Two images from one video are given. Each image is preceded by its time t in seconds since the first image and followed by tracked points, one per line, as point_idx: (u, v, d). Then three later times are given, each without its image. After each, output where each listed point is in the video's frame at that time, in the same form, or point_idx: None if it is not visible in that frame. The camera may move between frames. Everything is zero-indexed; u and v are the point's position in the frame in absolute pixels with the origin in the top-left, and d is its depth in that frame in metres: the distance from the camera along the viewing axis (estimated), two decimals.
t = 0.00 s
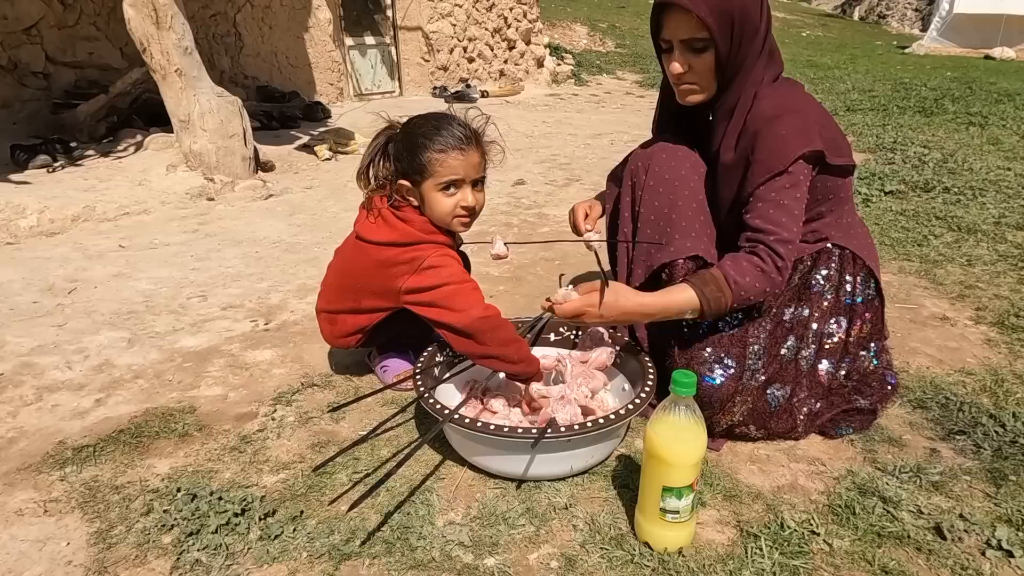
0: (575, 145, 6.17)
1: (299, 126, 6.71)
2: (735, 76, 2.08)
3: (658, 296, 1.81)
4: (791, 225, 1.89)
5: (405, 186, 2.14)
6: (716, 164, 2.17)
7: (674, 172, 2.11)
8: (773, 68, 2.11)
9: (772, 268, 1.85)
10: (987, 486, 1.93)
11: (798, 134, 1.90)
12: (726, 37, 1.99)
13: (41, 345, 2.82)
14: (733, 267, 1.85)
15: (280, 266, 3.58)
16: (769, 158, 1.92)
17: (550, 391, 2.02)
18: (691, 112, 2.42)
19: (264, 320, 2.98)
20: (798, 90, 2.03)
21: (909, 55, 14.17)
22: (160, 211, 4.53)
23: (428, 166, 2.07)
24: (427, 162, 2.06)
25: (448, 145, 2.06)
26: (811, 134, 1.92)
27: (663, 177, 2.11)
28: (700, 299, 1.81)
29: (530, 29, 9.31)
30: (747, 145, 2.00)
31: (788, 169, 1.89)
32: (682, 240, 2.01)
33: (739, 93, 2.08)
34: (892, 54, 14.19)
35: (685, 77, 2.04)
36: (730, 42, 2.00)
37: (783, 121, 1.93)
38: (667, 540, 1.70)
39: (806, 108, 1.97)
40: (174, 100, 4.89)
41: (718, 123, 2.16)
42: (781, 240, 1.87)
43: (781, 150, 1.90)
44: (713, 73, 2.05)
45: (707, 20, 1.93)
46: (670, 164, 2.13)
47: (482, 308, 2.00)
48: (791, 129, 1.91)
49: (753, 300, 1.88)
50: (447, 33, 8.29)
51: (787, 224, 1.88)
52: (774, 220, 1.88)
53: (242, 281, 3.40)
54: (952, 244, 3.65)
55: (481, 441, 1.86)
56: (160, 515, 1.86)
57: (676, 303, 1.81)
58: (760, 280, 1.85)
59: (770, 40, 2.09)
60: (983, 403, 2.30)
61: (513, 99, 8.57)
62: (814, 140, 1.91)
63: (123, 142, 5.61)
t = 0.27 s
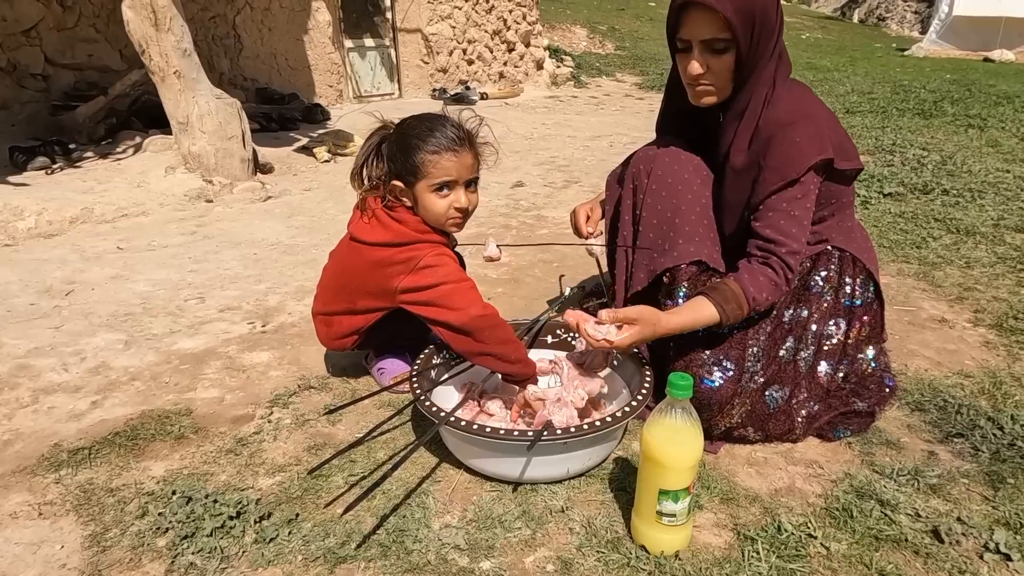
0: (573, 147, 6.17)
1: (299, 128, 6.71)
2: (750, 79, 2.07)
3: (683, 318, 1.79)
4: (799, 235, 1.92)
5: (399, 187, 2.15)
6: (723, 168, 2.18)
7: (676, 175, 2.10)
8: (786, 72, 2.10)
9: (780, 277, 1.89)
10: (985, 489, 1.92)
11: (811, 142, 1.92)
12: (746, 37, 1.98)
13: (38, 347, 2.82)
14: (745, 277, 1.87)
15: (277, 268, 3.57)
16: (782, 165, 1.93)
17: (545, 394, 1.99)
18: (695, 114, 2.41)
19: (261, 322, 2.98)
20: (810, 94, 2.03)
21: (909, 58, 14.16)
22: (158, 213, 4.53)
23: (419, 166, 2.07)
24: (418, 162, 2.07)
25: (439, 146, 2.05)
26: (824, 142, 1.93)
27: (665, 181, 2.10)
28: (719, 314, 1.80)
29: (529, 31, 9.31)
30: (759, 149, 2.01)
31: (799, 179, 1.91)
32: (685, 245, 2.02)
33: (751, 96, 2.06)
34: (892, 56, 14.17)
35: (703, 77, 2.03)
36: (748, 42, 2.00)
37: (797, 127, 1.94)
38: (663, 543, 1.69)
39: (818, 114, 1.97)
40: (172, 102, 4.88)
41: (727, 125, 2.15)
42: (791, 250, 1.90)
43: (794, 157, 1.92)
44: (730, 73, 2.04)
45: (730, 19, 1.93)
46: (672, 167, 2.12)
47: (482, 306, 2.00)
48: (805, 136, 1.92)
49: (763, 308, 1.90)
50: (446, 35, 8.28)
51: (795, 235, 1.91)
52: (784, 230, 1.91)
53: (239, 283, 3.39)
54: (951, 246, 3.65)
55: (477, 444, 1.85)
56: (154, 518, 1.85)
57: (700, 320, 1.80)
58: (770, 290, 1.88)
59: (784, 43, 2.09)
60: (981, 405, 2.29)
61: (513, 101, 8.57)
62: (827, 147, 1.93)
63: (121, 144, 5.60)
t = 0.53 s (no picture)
0: (573, 149, 6.17)
1: (298, 130, 6.72)
2: (753, 82, 2.07)
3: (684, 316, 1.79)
4: (796, 241, 1.93)
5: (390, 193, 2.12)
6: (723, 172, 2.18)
7: (676, 177, 2.10)
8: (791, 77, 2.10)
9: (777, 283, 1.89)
10: (985, 491, 1.92)
11: (813, 148, 1.91)
12: (751, 41, 1.98)
13: (36, 348, 2.81)
14: (744, 280, 1.87)
15: (276, 269, 3.57)
16: (783, 170, 1.93)
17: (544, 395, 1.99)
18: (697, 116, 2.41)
19: (259, 324, 2.97)
20: (814, 100, 2.03)
21: (908, 60, 14.18)
22: (157, 214, 4.52)
23: (421, 177, 2.07)
24: (419, 173, 2.06)
25: (435, 152, 2.05)
26: (825, 148, 1.93)
27: (664, 183, 2.11)
28: (716, 315, 1.80)
29: (529, 33, 9.32)
30: (760, 153, 2.01)
31: (800, 185, 1.91)
32: (684, 247, 2.01)
33: (755, 101, 2.06)
34: (891, 59, 14.19)
35: (707, 81, 2.03)
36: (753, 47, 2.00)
37: (799, 132, 1.93)
38: (661, 544, 1.69)
39: (821, 120, 1.97)
40: (172, 104, 4.89)
41: (730, 129, 2.15)
42: (788, 256, 1.90)
43: (795, 163, 1.91)
44: (734, 78, 2.04)
45: (734, 22, 1.93)
46: (672, 170, 2.12)
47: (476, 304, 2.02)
48: (807, 142, 1.92)
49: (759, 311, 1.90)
50: (446, 37, 8.29)
51: (792, 242, 1.92)
52: (782, 235, 1.91)
53: (238, 284, 3.39)
54: (950, 248, 3.65)
55: (475, 445, 1.85)
56: (151, 519, 1.84)
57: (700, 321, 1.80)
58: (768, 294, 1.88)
59: (788, 49, 2.09)
60: (981, 407, 2.29)
61: (512, 103, 8.57)
62: (828, 154, 1.92)
63: (121, 145, 5.60)
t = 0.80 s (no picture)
0: (574, 151, 6.18)
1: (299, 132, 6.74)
2: (756, 86, 2.07)
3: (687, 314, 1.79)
4: (800, 245, 1.93)
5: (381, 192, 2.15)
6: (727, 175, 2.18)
7: (679, 180, 2.10)
8: (793, 81, 2.11)
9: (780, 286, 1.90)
10: (987, 492, 1.92)
11: (817, 153, 1.92)
12: (753, 44, 1.98)
13: (39, 350, 2.81)
14: (748, 282, 1.87)
15: (278, 271, 3.58)
16: (787, 174, 1.93)
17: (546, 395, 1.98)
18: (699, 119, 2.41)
19: (262, 325, 2.98)
20: (818, 104, 2.04)
21: (909, 62, 14.20)
22: (159, 216, 4.53)
23: (412, 179, 2.11)
24: (413, 172, 2.10)
25: (427, 155, 2.09)
26: (829, 152, 1.93)
27: (668, 187, 2.11)
28: (720, 315, 1.80)
29: (530, 35, 9.34)
30: (763, 158, 2.01)
31: (804, 190, 1.91)
32: (688, 251, 2.01)
33: (756, 105, 2.07)
34: (891, 61, 14.21)
35: (708, 84, 2.03)
36: (755, 50, 2.00)
37: (803, 137, 1.94)
38: (664, 546, 1.69)
39: (825, 124, 1.97)
40: (173, 106, 4.89)
41: (733, 133, 2.16)
42: (791, 260, 1.91)
43: (799, 167, 1.92)
44: (735, 82, 2.05)
45: (737, 27, 1.93)
46: (675, 173, 2.12)
47: (458, 291, 2.04)
48: (811, 147, 1.92)
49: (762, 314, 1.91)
50: (446, 39, 8.30)
51: (796, 245, 1.92)
52: (785, 239, 1.91)
53: (240, 286, 3.40)
54: (951, 250, 3.65)
55: (479, 447, 1.85)
56: (156, 520, 1.84)
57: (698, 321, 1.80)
58: (770, 297, 1.89)
59: (791, 53, 2.10)
60: (983, 409, 2.30)
61: (513, 105, 8.59)
62: (832, 158, 1.93)
63: (122, 147, 5.61)
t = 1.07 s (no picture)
0: (574, 152, 6.18)
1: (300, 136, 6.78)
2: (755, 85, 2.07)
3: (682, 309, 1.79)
4: (798, 247, 1.93)
5: (383, 166, 2.20)
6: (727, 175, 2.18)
7: (678, 182, 2.10)
8: (795, 82, 2.10)
9: (778, 287, 1.90)
10: (988, 495, 1.91)
11: (817, 154, 1.91)
12: (752, 43, 1.98)
13: (38, 352, 2.81)
14: (745, 282, 1.88)
15: (278, 273, 3.58)
16: (786, 175, 1.93)
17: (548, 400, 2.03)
18: (700, 120, 2.41)
19: (261, 327, 2.97)
20: (819, 106, 2.04)
21: (909, 64, 14.21)
22: (159, 217, 4.53)
23: (417, 154, 2.18)
24: (418, 150, 2.18)
25: (435, 136, 2.18)
26: (830, 154, 1.92)
27: (667, 188, 2.11)
28: (716, 314, 1.81)
29: (530, 37, 9.34)
30: (763, 159, 2.01)
31: (804, 191, 1.91)
32: (688, 253, 2.01)
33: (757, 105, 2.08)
34: (892, 63, 14.21)
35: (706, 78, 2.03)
36: (754, 49, 2.00)
37: (803, 138, 1.94)
38: (663, 549, 1.69)
39: (826, 126, 1.97)
40: (174, 107, 4.89)
41: (732, 134, 2.16)
42: (789, 261, 1.91)
43: (799, 169, 1.92)
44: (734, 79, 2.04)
45: (736, 20, 1.93)
46: (675, 174, 2.12)
47: (418, 270, 2.07)
48: (811, 148, 1.92)
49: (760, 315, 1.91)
50: (447, 41, 8.30)
51: (794, 247, 1.92)
52: (783, 241, 1.92)
53: (240, 287, 3.40)
54: (952, 252, 3.65)
55: (478, 449, 1.85)
56: (154, 523, 1.84)
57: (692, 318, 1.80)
58: (768, 298, 1.89)
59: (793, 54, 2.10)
60: (983, 411, 2.29)
61: (513, 106, 8.59)
62: (833, 160, 1.92)
63: (123, 148, 5.61)
